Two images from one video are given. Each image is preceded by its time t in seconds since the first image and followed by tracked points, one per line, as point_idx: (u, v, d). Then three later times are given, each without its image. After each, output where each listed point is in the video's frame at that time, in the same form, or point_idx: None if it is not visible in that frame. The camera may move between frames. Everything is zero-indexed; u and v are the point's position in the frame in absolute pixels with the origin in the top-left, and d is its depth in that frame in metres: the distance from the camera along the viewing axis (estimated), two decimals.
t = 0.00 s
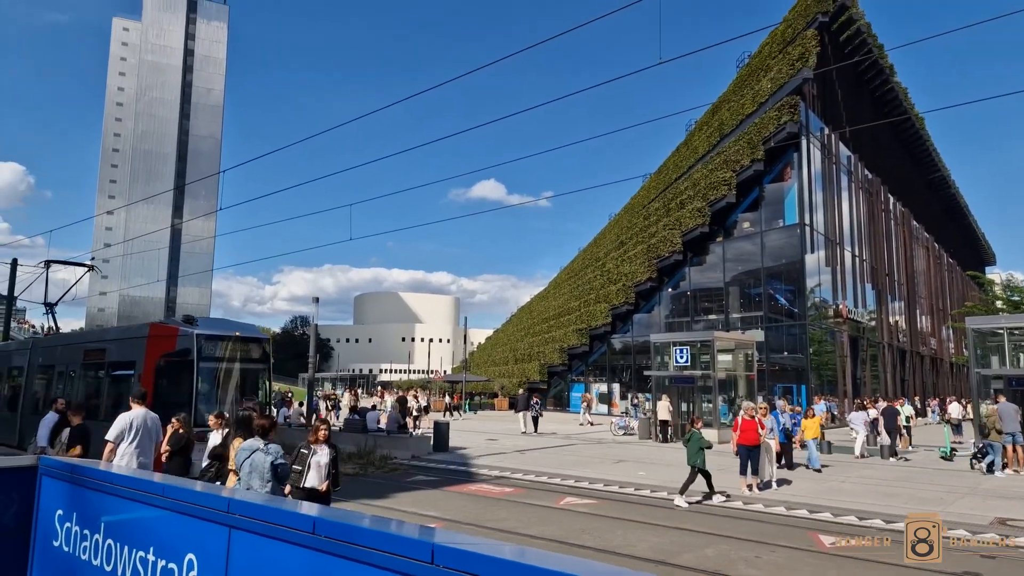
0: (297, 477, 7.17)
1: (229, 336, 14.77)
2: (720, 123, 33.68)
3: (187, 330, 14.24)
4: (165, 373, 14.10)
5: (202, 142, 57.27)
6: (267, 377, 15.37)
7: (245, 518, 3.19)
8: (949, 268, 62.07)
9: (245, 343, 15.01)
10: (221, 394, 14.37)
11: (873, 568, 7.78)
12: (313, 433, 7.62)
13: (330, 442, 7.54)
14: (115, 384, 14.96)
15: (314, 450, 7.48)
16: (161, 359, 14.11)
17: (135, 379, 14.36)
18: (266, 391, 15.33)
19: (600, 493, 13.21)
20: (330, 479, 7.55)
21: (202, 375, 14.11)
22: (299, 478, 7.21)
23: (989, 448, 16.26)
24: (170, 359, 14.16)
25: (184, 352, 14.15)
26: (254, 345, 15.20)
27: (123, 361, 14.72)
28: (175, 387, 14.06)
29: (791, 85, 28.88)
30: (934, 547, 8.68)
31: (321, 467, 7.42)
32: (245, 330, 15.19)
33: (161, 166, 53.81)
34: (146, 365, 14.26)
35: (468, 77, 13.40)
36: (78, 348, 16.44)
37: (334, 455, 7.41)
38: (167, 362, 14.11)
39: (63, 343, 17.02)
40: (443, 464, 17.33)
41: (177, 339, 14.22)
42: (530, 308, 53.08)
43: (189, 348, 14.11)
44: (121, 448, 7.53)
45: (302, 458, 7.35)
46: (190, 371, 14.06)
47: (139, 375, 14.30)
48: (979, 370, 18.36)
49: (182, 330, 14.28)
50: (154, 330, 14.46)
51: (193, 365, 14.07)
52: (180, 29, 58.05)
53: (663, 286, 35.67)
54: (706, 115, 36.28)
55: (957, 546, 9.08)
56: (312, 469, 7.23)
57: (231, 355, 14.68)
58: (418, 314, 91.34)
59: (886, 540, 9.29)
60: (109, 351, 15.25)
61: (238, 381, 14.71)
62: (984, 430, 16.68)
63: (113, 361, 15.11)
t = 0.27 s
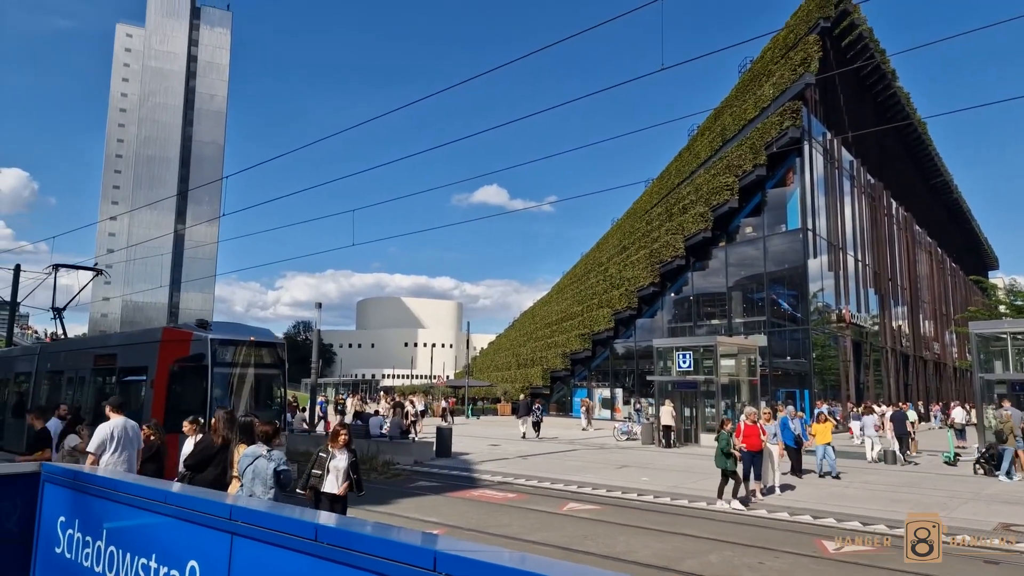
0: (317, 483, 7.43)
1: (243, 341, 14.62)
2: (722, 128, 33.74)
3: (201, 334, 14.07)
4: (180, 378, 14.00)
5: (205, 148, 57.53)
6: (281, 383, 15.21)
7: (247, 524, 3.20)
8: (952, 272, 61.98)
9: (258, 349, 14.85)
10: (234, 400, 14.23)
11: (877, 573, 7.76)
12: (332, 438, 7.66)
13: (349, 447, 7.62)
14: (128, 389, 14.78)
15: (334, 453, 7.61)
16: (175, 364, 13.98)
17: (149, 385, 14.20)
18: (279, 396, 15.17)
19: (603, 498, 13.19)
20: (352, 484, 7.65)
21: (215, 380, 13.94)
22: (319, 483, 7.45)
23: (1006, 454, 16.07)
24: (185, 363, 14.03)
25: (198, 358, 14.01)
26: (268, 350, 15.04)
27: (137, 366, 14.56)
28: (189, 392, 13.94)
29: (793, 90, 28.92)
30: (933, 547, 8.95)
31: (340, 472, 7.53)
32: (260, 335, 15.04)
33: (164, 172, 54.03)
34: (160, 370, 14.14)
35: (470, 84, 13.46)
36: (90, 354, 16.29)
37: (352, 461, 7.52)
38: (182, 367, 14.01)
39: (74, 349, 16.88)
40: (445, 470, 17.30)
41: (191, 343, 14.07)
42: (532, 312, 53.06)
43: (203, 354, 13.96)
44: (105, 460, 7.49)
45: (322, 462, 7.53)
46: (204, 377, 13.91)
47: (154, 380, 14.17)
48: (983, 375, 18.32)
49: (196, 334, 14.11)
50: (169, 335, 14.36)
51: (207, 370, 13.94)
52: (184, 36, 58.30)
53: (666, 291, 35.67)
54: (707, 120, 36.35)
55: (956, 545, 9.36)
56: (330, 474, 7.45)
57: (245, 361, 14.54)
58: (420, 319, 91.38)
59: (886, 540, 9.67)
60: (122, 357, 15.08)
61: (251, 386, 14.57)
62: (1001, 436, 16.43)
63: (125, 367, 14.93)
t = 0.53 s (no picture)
0: (342, 494, 7.17)
1: (262, 341, 13.84)
2: (728, 130, 33.72)
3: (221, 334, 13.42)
4: (199, 380, 13.40)
5: (211, 151, 57.76)
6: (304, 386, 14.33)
7: (254, 526, 3.19)
8: (959, 275, 61.76)
9: (278, 349, 14.03)
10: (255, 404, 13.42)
11: None
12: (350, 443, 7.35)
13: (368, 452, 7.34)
14: (146, 392, 14.23)
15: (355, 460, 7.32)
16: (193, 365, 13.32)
17: (167, 387, 13.64)
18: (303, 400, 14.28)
19: (608, 501, 13.16)
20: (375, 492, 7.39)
21: (235, 383, 13.22)
22: (344, 494, 7.20)
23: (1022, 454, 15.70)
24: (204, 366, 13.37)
25: (219, 359, 13.32)
26: (289, 351, 14.20)
27: (154, 368, 14.04)
28: (209, 394, 13.23)
29: (799, 92, 28.83)
30: (933, 548, 9.06)
31: (363, 480, 7.26)
32: (281, 336, 14.24)
33: (170, 176, 54.30)
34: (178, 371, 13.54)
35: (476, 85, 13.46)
36: (104, 355, 15.81)
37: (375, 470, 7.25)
38: (201, 369, 13.36)
39: (87, 351, 16.42)
40: (450, 472, 17.29)
41: (211, 344, 13.44)
42: (536, 315, 53.00)
43: (223, 355, 13.29)
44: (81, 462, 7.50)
45: (344, 472, 7.25)
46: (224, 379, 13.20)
47: (172, 383, 13.57)
48: (991, 379, 18.21)
49: (216, 334, 13.53)
50: (188, 337, 13.76)
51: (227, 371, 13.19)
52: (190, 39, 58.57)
53: (670, 294, 35.62)
54: (713, 122, 36.32)
55: (957, 547, 9.45)
56: (355, 482, 7.20)
57: (265, 361, 13.75)
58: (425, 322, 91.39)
59: (887, 540, 9.88)
60: (138, 358, 14.56)
61: (271, 389, 13.71)
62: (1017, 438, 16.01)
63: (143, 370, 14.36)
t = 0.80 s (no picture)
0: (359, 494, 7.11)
1: (285, 341, 13.13)
2: (737, 130, 33.57)
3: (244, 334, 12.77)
4: (221, 380, 12.84)
5: (220, 153, 58.03)
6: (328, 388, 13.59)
7: (263, 525, 3.18)
8: (971, 276, 61.29)
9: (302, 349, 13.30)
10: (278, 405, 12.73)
11: None
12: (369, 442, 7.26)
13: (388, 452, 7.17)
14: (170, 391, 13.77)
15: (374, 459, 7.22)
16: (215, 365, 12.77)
17: (189, 387, 13.27)
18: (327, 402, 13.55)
19: (617, 503, 13.11)
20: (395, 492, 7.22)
21: (257, 383, 12.52)
22: (363, 493, 7.14)
23: None
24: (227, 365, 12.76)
25: (242, 359, 12.68)
26: (312, 350, 13.46)
27: (176, 368, 13.68)
28: (231, 395, 12.63)
29: (809, 92, 28.66)
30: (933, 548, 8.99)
31: (381, 479, 7.13)
32: (305, 334, 13.53)
33: (180, 178, 54.62)
34: (202, 371, 13.11)
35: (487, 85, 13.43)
36: (123, 353, 15.49)
37: (391, 468, 7.08)
38: (224, 369, 12.78)
39: (105, 350, 16.13)
40: (458, 473, 17.29)
41: (233, 343, 12.81)
42: (544, 316, 52.95)
43: (245, 354, 12.61)
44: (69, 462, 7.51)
45: (361, 472, 7.18)
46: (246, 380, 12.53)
47: (195, 383, 13.17)
48: (1005, 381, 18.03)
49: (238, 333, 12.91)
50: (211, 335, 13.26)
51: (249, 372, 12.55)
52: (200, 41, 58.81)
53: (679, 294, 35.52)
54: (722, 122, 36.22)
55: (970, 551, 9.35)
56: (372, 482, 7.06)
57: (287, 361, 13.03)
58: (433, 322, 91.45)
59: (886, 541, 9.95)
60: (158, 357, 14.21)
61: (294, 390, 12.99)
62: None
63: (166, 368, 13.94)
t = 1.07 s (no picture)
0: (382, 496, 6.87)
1: (314, 339, 12.85)
2: (750, 127, 33.37)
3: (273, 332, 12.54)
4: (250, 378, 12.56)
5: (234, 154, 58.35)
6: (356, 387, 13.28)
7: (277, 524, 3.17)
8: (990, 274, 60.54)
9: (330, 347, 13.04)
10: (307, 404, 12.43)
11: None
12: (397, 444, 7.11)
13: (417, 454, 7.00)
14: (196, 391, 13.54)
15: (399, 462, 7.04)
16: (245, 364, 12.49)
17: (217, 386, 12.94)
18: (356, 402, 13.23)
19: (630, 503, 13.05)
20: (420, 497, 6.98)
21: (286, 382, 12.24)
22: (386, 496, 6.88)
23: None
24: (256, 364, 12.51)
25: (271, 357, 12.43)
26: (341, 349, 13.19)
27: (204, 366, 13.37)
28: (261, 393, 12.37)
29: (824, 88, 28.41)
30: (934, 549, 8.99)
31: (405, 482, 6.92)
32: (333, 333, 13.26)
33: (194, 179, 55.05)
34: (230, 370, 12.79)
35: (501, 82, 13.38)
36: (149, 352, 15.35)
37: (415, 469, 6.91)
38: (253, 367, 12.54)
39: (130, 348, 15.99)
40: (470, 472, 17.29)
41: (262, 342, 12.59)
42: (556, 315, 52.84)
43: (275, 352, 12.36)
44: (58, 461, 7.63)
45: (386, 473, 6.98)
46: (275, 378, 12.25)
47: (222, 381, 12.81)
48: None
49: (267, 330, 12.68)
50: (239, 334, 12.96)
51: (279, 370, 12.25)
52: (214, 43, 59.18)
53: (693, 293, 35.35)
54: (735, 119, 36.06)
55: (989, 553, 9.23)
56: (396, 484, 6.89)
57: (315, 360, 12.72)
58: (445, 321, 91.57)
59: (887, 540, 9.96)
60: (185, 356, 13.96)
61: (322, 389, 12.70)
62: None
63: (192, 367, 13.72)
